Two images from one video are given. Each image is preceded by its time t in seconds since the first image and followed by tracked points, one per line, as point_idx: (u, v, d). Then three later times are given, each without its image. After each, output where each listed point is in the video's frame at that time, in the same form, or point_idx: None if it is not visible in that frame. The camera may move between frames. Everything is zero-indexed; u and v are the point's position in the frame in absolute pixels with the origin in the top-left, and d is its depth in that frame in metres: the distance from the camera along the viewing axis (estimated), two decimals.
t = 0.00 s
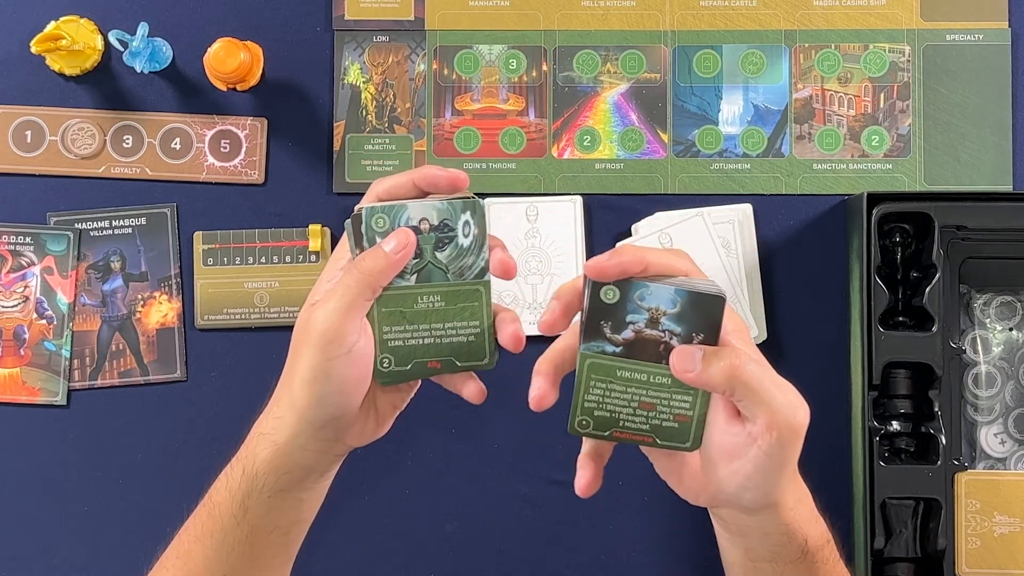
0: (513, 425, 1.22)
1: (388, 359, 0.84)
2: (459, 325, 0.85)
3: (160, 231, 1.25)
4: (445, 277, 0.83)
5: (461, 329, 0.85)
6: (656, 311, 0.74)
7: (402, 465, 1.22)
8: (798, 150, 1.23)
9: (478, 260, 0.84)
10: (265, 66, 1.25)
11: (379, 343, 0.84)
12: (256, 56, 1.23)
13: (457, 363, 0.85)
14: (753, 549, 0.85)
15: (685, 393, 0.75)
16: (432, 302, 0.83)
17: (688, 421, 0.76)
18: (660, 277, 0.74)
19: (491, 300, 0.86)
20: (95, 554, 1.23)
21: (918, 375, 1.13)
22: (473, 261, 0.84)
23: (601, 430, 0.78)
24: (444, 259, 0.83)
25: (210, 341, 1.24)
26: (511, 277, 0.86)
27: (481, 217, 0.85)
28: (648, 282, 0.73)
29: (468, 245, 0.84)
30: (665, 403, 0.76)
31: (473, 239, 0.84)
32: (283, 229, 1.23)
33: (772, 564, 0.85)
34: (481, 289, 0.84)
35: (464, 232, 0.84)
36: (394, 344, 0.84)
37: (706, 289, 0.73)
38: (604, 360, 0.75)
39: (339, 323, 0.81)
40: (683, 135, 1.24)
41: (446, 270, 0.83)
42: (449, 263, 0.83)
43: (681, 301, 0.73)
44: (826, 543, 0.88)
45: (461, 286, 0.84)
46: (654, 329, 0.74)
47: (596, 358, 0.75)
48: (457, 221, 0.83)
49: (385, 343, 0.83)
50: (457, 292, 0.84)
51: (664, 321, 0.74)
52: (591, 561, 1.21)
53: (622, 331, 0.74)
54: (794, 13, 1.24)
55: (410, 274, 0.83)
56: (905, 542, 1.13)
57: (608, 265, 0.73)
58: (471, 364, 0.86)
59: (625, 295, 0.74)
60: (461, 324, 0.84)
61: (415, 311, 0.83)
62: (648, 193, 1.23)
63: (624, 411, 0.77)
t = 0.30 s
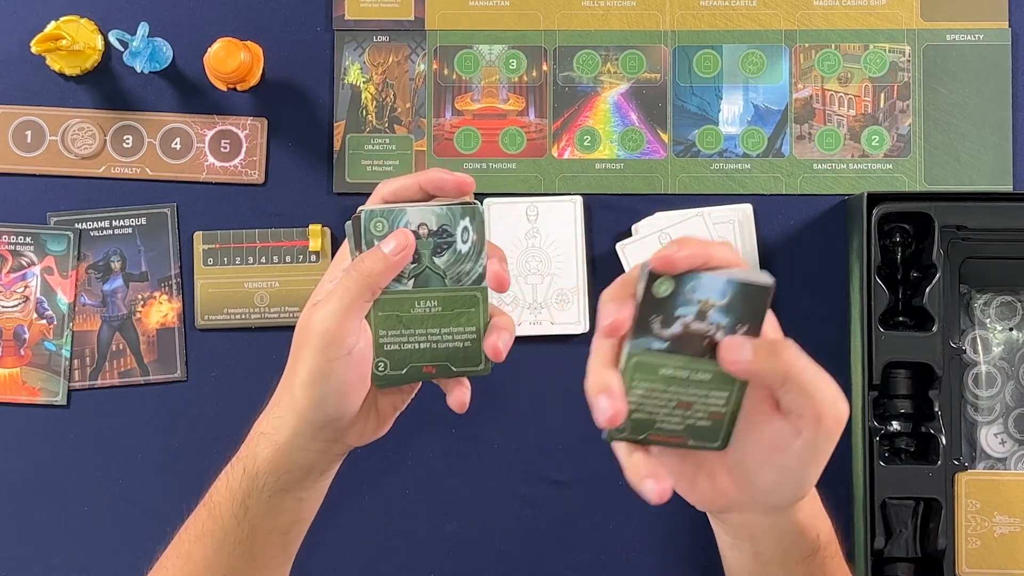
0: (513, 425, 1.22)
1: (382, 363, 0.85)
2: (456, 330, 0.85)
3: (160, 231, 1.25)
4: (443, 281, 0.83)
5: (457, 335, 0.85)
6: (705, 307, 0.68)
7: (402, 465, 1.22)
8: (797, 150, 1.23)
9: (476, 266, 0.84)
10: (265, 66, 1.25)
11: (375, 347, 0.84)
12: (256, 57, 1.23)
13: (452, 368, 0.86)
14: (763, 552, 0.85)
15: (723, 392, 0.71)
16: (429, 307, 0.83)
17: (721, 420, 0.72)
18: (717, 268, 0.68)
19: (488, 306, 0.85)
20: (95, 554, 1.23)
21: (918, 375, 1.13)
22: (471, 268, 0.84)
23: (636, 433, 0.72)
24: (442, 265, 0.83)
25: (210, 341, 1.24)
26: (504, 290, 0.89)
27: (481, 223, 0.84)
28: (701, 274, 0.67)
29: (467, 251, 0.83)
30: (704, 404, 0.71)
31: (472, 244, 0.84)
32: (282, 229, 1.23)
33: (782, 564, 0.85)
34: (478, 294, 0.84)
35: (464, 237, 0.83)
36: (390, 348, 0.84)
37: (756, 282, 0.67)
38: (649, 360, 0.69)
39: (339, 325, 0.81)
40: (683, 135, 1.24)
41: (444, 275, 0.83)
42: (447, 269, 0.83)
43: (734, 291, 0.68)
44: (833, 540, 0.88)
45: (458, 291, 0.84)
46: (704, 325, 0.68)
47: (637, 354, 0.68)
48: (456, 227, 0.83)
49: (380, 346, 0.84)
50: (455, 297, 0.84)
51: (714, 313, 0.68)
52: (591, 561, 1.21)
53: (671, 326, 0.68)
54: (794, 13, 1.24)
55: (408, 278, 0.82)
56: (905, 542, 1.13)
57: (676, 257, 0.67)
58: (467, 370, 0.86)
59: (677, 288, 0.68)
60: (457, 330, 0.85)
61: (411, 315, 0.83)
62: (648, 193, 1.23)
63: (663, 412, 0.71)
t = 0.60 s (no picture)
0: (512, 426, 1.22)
1: (388, 364, 0.87)
2: (458, 324, 0.88)
3: (160, 231, 1.25)
4: (440, 278, 0.87)
5: (459, 329, 0.88)
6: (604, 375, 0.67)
7: (402, 465, 1.22)
8: (798, 150, 1.23)
9: (471, 259, 0.87)
10: (265, 66, 1.25)
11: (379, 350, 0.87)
12: (256, 57, 1.23)
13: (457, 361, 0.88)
14: None
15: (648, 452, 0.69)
16: (429, 304, 0.86)
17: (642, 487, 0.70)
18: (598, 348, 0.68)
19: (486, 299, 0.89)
20: (95, 554, 1.23)
21: (918, 375, 1.13)
22: (466, 261, 0.87)
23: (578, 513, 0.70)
24: (437, 261, 0.86)
25: (210, 341, 1.24)
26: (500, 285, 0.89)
27: (470, 217, 0.88)
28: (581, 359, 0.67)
29: (460, 246, 0.87)
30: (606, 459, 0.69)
31: (464, 239, 0.87)
32: (282, 229, 1.23)
33: None
34: (476, 287, 0.88)
35: (454, 233, 0.87)
36: (393, 349, 0.87)
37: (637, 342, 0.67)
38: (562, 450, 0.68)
39: (346, 327, 0.82)
40: (683, 135, 1.24)
41: (440, 271, 0.87)
42: (442, 265, 0.86)
43: (618, 362, 0.67)
44: (810, 550, 0.85)
45: (456, 286, 0.87)
46: (600, 400, 0.67)
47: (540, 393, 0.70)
48: (447, 223, 0.87)
49: (385, 349, 0.86)
50: (454, 292, 0.87)
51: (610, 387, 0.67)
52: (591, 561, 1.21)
53: (570, 415, 0.67)
54: (794, 13, 1.24)
55: (406, 279, 0.86)
56: (905, 542, 1.13)
57: (587, 335, 0.69)
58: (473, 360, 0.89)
59: (563, 378, 0.67)
60: (458, 323, 0.88)
61: (412, 314, 0.86)
62: (648, 193, 1.23)
63: (602, 486, 0.69)
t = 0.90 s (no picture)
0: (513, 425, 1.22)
1: (392, 358, 0.81)
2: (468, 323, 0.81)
3: (161, 231, 1.25)
4: (454, 276, 0.81)
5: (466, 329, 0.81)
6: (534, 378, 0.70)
7: (402, 465, 1.22)
8: (798, 150, 1.23)
9: (485, 260, 0.82)
10: (265, 66, 1.25)
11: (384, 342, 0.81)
12: (256, 57, 1.23)
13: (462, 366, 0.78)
14: None
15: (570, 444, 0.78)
16: (438, 301, 0.80)
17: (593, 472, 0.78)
18: (545, 347, 0.66)
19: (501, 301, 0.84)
20: (95, 553, 1.23)
21: (918, 375, 1.13)
22: (479, 262, 0.81)
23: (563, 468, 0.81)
24: (450, 259, 0.81)
25: (210, 341, 1.24)
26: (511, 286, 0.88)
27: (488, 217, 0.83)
28: (532, 354, 0.67)
29: (475, 246, 0.82)
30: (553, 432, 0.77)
31: (481, 238, 0.82)
32: (282, 229, 1.23)
33: None
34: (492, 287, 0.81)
35: (471, 231, 0.82)
36: (399, 344, 0.81)
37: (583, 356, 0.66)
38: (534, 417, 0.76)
39: (341, 316, 0.82)
40: (684, 135, 1.24)
41: (454, 269, 0.81)
42: (455, 263, 0.81)
43: (565, 366, 0.66)
44: None
45: (469, 286, 0.80)
46: (554, 390, 0.70)
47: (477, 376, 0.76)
48: (463, 222, 0.82)
49: (390, 342, 0.80)
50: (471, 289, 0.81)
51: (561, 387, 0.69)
52: (591, 561, 1.21)
53: (533, 391, 0.72)
54: (794, 13, 1.24)
55: (416, 273, 0.80)
56: (904, 542, 1.13)
57: (535, 332, 0.66)
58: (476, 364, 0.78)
59: (522, 363, 0.69)
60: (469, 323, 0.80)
61: (422, 309, 0.80)
62: (648, 193, 1.23)
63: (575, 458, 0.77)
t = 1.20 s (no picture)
0: (513, 425, 1.22)
1: (403, 354, 0.88)
2: (474, 321, 0.89)
3: (161, 231, 1.25)
4: (463, 273, 0.88)
5: (471, 325, 0.89)
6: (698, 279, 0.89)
7: (402, 465, 1.22)
8: (798, 150, 1.23)
9: (494, 258, 0.88)
10: (265, 66, 1.25)
11: (394, 338, 0.89)
12: (256, 57, 1.23)
13: (470, 359, 0.89)
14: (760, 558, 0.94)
15: (738, 404, 0.78)
16: (448, 298, 0.88)
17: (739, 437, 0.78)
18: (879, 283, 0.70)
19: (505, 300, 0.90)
20: (94, 553, 1.23)
21: (918, 375, 1.13)
22: (489, 259, 0.88)
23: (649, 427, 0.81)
24: (461, 257, 0.88)
25: (210, 341, 1.24)
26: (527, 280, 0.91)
27: (499, 215, 0.88)
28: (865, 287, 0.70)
29: (485, 244, 0.88)
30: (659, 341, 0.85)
31: (490, 237, 0.88)
32: (282, 229, 1.23)
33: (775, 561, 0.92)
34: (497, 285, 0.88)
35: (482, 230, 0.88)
36: (409, 339, 0.89)
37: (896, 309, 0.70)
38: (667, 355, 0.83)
39: (346, 310, 0.89)
40: (683, 135, 1.24)
41: (463, 266, 0.88)
42: (466, 261, 0.88)
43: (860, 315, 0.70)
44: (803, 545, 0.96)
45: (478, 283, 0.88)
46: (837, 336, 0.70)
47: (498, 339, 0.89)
48: (474, 220, 0.88)
49: (400, 338, 0.88)
50: (478, 288, 0.88)
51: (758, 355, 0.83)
52: (591, 561, 1.21)
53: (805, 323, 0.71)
54: (794, 13, 1.24)
55: (428, 270, 0.87)
56: (905, 542, 1.13)
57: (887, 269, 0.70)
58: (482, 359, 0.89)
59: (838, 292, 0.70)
60: (475, 320, 0.89)
61: (432, 306, 0.88)
62: (648, 193, 1.23)
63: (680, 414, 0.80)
